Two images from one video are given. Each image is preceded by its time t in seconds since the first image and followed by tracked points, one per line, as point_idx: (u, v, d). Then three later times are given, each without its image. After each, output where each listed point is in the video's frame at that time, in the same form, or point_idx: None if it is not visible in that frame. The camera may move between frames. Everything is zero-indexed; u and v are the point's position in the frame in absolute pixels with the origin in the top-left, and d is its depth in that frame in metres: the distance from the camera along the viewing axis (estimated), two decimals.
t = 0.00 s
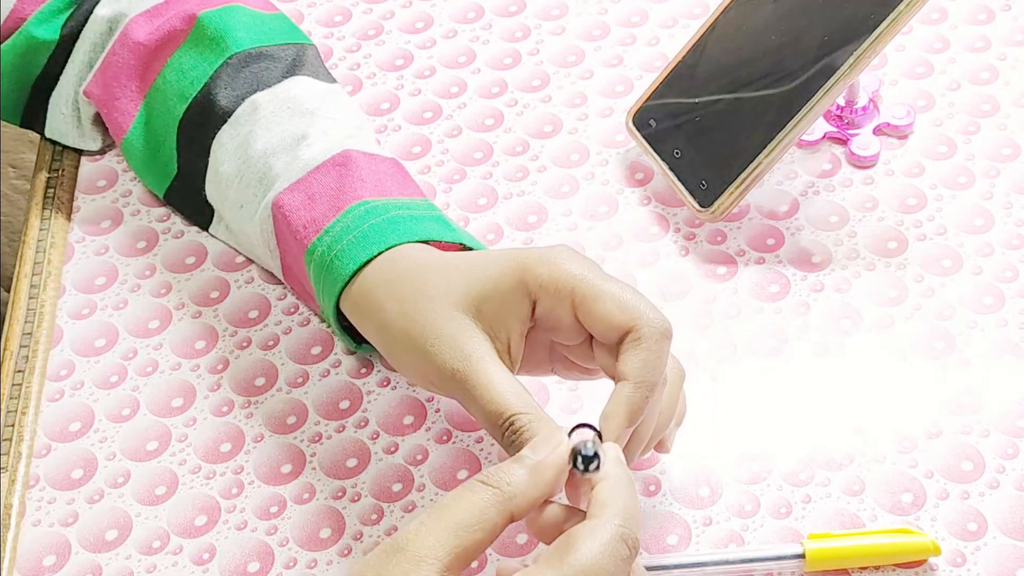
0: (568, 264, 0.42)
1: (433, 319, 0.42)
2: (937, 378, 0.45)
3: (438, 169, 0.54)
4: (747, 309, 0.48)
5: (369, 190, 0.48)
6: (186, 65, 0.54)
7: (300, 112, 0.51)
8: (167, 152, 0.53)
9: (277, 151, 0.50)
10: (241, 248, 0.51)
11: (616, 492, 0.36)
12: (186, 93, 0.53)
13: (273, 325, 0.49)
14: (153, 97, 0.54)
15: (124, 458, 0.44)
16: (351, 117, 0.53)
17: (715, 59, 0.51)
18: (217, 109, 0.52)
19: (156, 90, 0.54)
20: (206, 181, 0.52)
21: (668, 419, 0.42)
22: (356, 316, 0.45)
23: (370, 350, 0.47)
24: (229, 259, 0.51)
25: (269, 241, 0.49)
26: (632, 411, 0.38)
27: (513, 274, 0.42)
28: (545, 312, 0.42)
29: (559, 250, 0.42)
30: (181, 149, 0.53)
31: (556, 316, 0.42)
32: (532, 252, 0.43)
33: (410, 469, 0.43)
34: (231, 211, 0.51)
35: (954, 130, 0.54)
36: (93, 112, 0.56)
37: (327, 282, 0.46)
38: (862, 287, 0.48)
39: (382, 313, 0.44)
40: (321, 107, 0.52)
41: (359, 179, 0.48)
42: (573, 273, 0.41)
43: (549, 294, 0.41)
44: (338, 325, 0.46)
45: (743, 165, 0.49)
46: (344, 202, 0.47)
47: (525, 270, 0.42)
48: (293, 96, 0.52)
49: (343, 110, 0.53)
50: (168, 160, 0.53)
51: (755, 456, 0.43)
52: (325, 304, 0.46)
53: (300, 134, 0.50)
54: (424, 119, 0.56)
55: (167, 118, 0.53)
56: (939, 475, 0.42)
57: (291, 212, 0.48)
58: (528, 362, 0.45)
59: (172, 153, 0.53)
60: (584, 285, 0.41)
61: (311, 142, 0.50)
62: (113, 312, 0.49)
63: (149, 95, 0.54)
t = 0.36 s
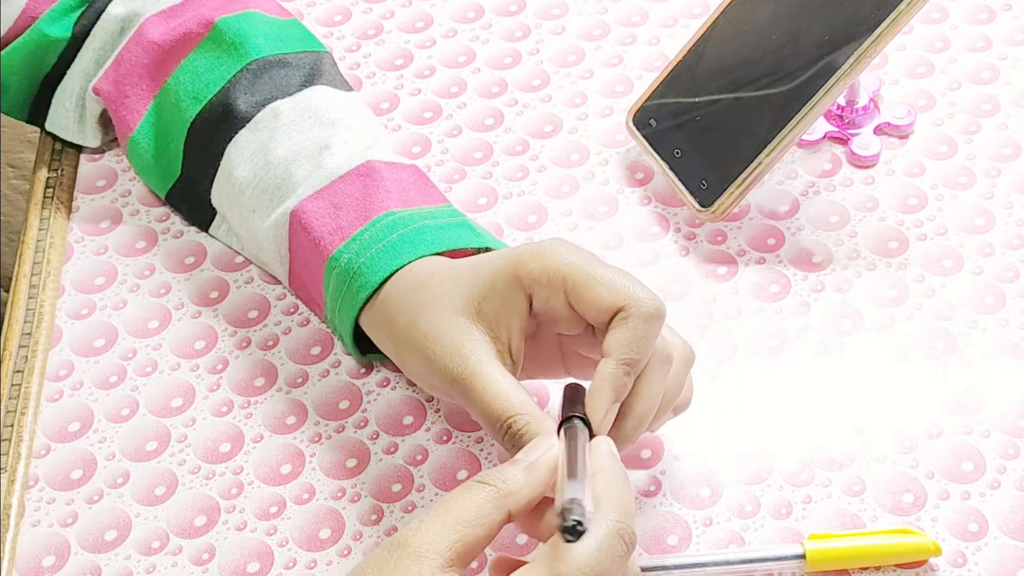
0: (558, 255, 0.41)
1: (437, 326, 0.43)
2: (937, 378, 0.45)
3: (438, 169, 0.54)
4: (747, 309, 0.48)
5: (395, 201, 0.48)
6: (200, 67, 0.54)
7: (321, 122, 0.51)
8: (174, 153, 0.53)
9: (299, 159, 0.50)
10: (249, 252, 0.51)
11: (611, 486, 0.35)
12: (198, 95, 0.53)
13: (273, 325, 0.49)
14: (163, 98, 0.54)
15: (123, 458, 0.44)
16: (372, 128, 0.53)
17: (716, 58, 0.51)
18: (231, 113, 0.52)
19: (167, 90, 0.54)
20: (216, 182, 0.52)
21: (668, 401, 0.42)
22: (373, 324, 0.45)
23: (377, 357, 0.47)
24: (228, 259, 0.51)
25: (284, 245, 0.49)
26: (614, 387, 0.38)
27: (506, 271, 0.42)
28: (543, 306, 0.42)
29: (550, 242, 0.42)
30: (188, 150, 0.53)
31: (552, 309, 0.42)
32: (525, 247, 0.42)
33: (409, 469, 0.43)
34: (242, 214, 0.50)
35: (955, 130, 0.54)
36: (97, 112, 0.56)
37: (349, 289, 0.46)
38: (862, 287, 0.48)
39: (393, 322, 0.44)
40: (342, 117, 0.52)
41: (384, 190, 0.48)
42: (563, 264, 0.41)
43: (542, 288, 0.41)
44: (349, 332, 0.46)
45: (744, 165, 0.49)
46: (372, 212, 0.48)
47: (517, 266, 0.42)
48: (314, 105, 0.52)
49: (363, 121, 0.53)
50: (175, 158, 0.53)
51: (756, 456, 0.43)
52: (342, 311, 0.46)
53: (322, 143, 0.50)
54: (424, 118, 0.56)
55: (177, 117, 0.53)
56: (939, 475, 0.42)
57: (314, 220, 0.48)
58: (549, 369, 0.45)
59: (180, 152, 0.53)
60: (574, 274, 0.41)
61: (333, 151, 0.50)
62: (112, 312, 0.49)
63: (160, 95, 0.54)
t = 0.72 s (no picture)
0: (595, 233, 0.43)
1: (470, 307, 0.42)
2: (937, 378, 0.45)
3: (438, 168, 0.54)
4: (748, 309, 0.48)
5: (402, 201, 0.48)
6: (206, 67, 0.54)
7: (329, 123, 0.51)
8: (177, 151, 0.53)
9: (307, 159, 0.50)
10: (251, 252, 0.50)
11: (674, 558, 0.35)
12: (204, 94, 0.53)
13: (273, 325, 0.48)
14: (167, 97, 0.54)
15: (123, 458, 0.44)
16: (377, 129, 0.53)
17: (716, 58, 0.51)
18: (237, 112, 0.52)
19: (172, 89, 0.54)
20: (220, 183, 0.52)
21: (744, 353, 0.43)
22: (391, 317, 0.45)
23: (376, 358, 0.47)
24: (227, 259, 0.51)
25: (288, 245, 0.49)
26: (682, 342, 0.39)
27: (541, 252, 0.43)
28: (579, 285, 0.43)
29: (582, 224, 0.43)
30: (191, 149, 0.53)
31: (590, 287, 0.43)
32: (558, 231, 0.43)
33: (410, 470, 0.43)
34: (245, 213, 0.50)
35: (955, 130, 0.53)
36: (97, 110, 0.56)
37: (360, 287, 0.46)
38: (863, 288, 0.48)
39: (420, 310, 0.44)
40: (348, 119, 0.52)
41: (392, 190, 0.48)
42: (602, 240, 0.42)
43: (581, 265, 0.42)
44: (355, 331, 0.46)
45: (744, 166, 0.49)
46: (380, 212, 0.48)
47: (554, 246, 0.43)
48: (322, 106, 0.52)
49: (370, 122, 0.53)
50: (178, 157, 0.53)
51: (757, 456, 0.43)
52: (352, 309, 0.46)
53: (331, 144, 0.51)
54: (424, 118, 0.56)
55: (181, 117, 0.53)
56: (940, 476, 0.42)
57: (321, 219, 0.48)
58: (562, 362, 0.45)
59: (183, 151, 0.53)
60: (615, 248, 0.42)
61: (341, 152, 0.50)
62: (111, 312, 0.49)
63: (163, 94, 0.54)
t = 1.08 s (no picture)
0: (598, 250, 0.42)
1: (474, 327, 0.42)
2: (938, 378, 0.45)
3: (438, 168, 0.54)
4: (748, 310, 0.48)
5: (403, 204, 0.48)
6: (207, 66, 0.54)
7: (329, 125, 0.51)
8: (177, 151, 0.53)
9: (307, 160, 0.50)
10: (248, 252, 0.50)
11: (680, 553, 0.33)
12: (205, 94, 0.53)
13: (272, 325, 0.48)
14: (167, 96, 0.54)
15: (122, 459, 0.44)
16: (378, 132, 0.53)
17: (717, 58, 0.51)
18: (238, 112, 0.52)
19: (172, 88, 0.54)
20: (219, 183, 0.52)
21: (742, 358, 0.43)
22: (392, 329, 0.45)
23: (376, 359, 0.47)
24: (226, 259, 0.51)
25: (286, 245, 0.49)
26: (671, 372, 0.39)
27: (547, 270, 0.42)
28: (584, 301, 0.43)
29: (588, 239, 0.43)
30: (192, 149, 0.53)
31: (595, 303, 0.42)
32: (561, 245, 0.43)
33: (409, 470, 0.43)
34: (243, 214, 0.50)
35: (956, 130, 0.53)
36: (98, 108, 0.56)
37: (357, 291, 0.46)
38: (863, 288, 0.48)
39: (426, 327, 0.44)
40: (349, 122, 0.52)
41: (392, 193, 0.48)
42: (606, 258, 0.42)
43: (585, 283, 0.42)
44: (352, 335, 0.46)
45: (744, 166, 0.49)
46: (381, 215, 0.48)
47: (557, 263, 0.42)
48: (322, 108, 0.52)
49: (370, 124, 0.53)
50: (177, 157, 0.53)
51: (757, 457, 0.43)
52: (349, 312, 0.46)
53: (331, 146, 0.50)
54: (424, 118, 0.56)
55: (181, 116, 0.53)
56: (941, 476, 0.42)
57: (320, 220, 0.48)
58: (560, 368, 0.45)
59: (183, 150, 0.53)
60: (618, 267, 0.41)
61: (341, 154, 0.50)
62: (111, 312, 0.49)
63: (164, 93, 0.54)
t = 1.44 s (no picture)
0: (594, 272, 0.42)
1: (468, 342, 0.42)
2: (938, 378, 0.45)
3: (437, 168, 0.54)
4: (748, 310, 0.48)
5: (402, 207, 0.48)
6: (206, 67, 0.54)
7: (328, 128, 0.51)
8: (176, 151, 0.53)
9: (306, 161, 0.50)
10: (247, 253, 0.50)
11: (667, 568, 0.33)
12: (204, 95, 0.53)
13: (272, 325, 0.48)
14: (167, 97, 0.54)
15: (121, 459, 0.44)
16: (377, 133, 0.52)
17: (717, 58, 0.51)
18: (238, 113, 0.52)
19: (172, 89, 0.54)
20: (218, 184, 0.51)
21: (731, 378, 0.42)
22: (386, 338, 0.45)
23: (376, 359, 0.47)
24: (226, 259, 0.51)
25: (285, 246, 0.49)
26: (650, 408, 0.38)
27: (545, 289, 0.42)
28: (578, 322, 0.42)
29: (588, 258, 0.43)
30: (190, 150, 0.53)
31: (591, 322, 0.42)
32: (558, 264, 0.43)
33: (409, 470, 0.43)
34: (242, 216, 0.50)
35: (956, 129, 0.53)
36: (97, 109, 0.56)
37: (353, 294, 0.46)
38: (864, 288, 0.48)
39: (420, 337, 0.44)
40: (348, 123, 0.52)
41: (392, 195, 0.48)
42: (604, 281, 0.41)
43: (580, 304, 0.42)
44: (348, 339, 0.46)
45: (744, 166, 0.48)
46: (380, 217, 0.47)
47: (553, 282, 0.42)
48: (322, 110, 0.52)
49: (370, 126, 0.53)
50: (176, 157, 0.53)
51: (758, 457, 0.43)
52: (346, 315, 0.46)
53: (330, 148, 0.50)
54: (424, 118, 0.56)
55: (180, 117, 0.53)
56: (941, 476, 0.42)
57: (319, 222, 0.48)
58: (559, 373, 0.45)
59: (182, 151, 0.53)
60: (615, 290, 0.41)
61: (341, 156, 0.50)
62: (110, 312, 0.49)
63: (163, 94, 0.54)
